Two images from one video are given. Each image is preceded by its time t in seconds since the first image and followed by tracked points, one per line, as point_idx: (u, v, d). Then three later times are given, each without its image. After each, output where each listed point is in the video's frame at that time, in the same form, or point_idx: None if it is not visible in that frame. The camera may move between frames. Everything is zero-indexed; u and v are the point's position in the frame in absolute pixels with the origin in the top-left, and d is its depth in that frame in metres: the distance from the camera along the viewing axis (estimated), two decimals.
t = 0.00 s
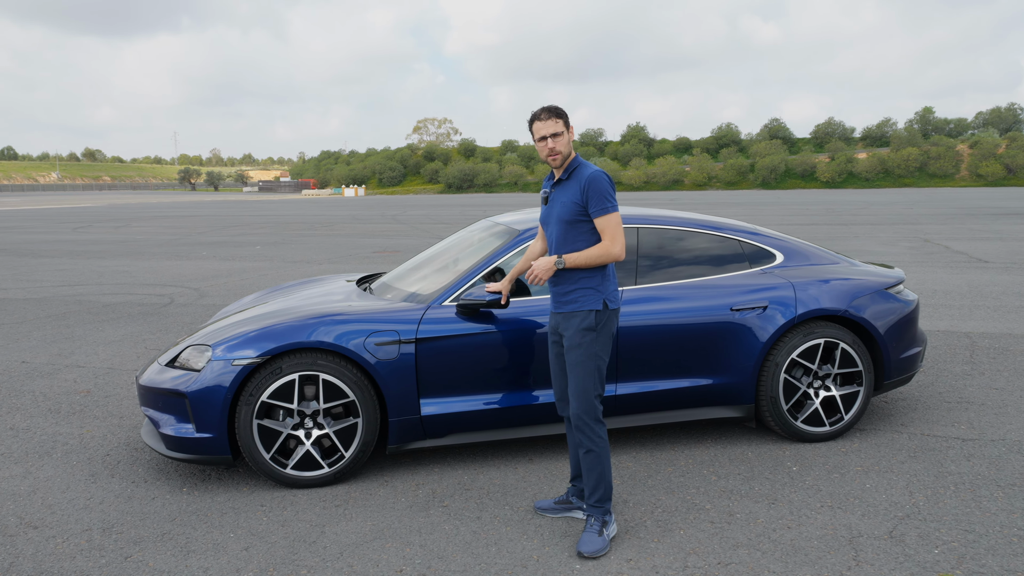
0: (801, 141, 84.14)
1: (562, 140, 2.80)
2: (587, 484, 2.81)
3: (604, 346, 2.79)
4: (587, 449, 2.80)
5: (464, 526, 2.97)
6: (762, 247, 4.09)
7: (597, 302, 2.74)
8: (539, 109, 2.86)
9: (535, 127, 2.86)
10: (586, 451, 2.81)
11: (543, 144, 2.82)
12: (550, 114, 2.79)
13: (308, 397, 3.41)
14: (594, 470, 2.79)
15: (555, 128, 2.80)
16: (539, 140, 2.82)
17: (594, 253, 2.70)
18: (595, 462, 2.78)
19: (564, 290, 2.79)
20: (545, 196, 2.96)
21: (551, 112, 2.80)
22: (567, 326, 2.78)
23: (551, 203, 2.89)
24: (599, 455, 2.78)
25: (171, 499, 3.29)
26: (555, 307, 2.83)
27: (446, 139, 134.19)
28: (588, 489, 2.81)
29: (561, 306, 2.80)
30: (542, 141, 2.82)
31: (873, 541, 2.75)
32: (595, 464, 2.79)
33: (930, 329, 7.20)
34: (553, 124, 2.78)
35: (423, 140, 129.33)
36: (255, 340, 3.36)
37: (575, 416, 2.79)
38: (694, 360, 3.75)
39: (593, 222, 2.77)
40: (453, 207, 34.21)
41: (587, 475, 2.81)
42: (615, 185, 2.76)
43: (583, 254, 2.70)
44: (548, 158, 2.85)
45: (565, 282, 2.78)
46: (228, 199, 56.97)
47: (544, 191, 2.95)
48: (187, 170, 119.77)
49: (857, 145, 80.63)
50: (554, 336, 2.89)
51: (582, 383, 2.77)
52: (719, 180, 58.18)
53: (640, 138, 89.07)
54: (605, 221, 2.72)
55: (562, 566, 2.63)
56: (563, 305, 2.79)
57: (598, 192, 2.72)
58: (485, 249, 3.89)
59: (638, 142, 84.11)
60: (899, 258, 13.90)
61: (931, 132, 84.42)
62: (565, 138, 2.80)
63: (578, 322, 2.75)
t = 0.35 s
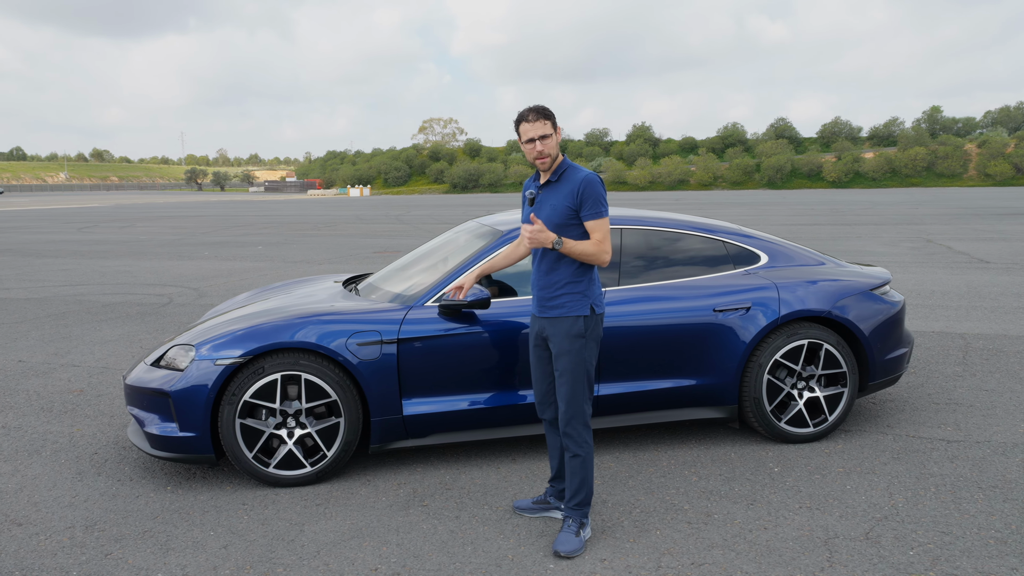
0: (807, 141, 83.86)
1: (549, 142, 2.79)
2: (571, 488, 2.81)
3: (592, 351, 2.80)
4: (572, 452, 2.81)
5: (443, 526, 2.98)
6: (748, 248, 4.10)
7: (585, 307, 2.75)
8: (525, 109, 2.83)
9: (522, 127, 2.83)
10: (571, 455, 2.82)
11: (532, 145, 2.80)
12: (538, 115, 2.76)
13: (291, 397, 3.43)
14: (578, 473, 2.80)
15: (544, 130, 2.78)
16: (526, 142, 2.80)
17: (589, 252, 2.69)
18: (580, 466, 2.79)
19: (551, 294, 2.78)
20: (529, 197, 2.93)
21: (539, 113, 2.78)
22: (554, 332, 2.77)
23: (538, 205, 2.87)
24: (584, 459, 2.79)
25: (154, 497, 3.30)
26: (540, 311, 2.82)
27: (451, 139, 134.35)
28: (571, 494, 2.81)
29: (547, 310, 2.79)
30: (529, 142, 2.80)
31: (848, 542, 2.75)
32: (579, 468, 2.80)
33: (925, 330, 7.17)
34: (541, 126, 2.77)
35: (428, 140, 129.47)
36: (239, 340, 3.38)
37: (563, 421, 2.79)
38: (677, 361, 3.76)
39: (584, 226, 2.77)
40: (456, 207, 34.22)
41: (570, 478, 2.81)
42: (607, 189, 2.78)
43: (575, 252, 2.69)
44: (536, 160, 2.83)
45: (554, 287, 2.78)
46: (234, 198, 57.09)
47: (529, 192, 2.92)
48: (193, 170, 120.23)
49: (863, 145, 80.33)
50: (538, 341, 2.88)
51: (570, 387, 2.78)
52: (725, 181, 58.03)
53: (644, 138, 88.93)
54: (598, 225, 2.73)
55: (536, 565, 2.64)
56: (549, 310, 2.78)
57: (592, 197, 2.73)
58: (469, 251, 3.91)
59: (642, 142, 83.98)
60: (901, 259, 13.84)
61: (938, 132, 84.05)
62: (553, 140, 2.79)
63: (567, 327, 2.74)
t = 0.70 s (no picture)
0: (831, 140, 82.81)
1: (561, 139, 2.65)
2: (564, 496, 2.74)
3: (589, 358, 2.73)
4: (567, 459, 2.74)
5: (432, 526, 2.99)
6: (748, 249, 4.07)
7: (586, 314, 2.66)
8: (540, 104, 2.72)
9: (534, 119, 2.69)
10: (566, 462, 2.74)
11: (543, 136, 2.65)
12: (557, 108, 2.66)
13: (285, 395, 3.46)
14: (573, 481, 2.72)
15: (560, 125, 2.66)
16: (539, 132, 2.65)
17: (595, 256, 2.54)
18: (575, 474, 2.72)
19: (549, 299, 2.67)
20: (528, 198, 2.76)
21: (557, 107, 2.68)
22: (553, 338, 2.67)
23: (539, 208, 2.71)
24: (580, 467, 2.71)
25: (151, 494, 3.34)
26: (536, 317, 2.70)
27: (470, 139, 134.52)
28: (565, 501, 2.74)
29: (544, 316, 2.68)
30: (541, 133, 2.65)
31: (839, 546, 2.71)
32: (574, 476, 2.72)
33: (939, 330, 7.03)
34: (558, 120, 2.65)
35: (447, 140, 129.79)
36: (234, 339, 3.41)
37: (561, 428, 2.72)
38: (673, 363, 3.73)
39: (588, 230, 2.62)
40: (474, 207, 34.27)
41: (564, 484, 2.74)
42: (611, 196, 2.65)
43: (582, 254, 2.53)
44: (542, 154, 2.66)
45: (554, 293, 2.66)
46: (256, 198, 57.65)
47: (529, 193, 2.75)
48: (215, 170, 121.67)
49: (889, 144, 79.14)
50: (529, 346, 2.76)
51: (569, 394, 2.70)
52: (747, 180, 57.46)
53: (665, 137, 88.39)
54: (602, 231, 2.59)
55: (521, 567, 2.63)
56: (548, 316, 2.67)
57: (598, 202, 2.59)
58: (465, 251, 3.92)
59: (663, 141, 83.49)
60: (922, 259, 13.61)
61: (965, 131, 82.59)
62: (565, 137, 2.66)
63: (568, 334, 2.65)
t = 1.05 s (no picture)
0: (866, 139, 81.21)
1: (579, 140, 2.54)
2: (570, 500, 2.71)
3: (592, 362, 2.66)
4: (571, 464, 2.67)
5: (437, 525, 3.02)
6: (762, 251, 4.03)
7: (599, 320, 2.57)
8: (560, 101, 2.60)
9: (552, 116, 2.56)
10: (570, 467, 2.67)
11: (563, 135, 2.53)
12: (578, 109, 2.55)
13: (297, 394, 3.52)
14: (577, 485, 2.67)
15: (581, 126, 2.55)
16: (558, 130, 2.53)
17: (615, 267, 2.49)
18: (580, 479, 2.66)
19: (562, 305, 2.53)
20: (540, 199, 2.58)
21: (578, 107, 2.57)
22: (564, 346, 2.54)
23: (554, 210, 2.55)
24: (586, 473, 2.66)
25: (166, 489, 3.42)
26: (545, 322, 2.55)
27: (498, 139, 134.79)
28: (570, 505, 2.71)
29: (555, 322, 2.54)
30: (561, 132, 2.53)
31: (846, 552, 2.69)
32: (579, 481, 2.67)
33: (968, 334, 6.85)
34: (578, 120, 2.54)
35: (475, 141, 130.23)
36: (248, 338, 3.48)
37: (568, 435, 2.62)
38: (684, 364, 3.70)
39: (603, 236, 2.55)
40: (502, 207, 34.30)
41: (569, 488, 2.69)
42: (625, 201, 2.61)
43: (606, 267, 2.48)
44: (559, 154, 2.52)
45: (569, 298, 2.53)
46: (287, 199, 58.47)
47: (541, 194, 2.57)
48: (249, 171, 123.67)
49: (927, 142, 77.38)
50: (532, 352, 2.61)
51: (578, 401, 2.60)
52: (781, 180, 56.55)
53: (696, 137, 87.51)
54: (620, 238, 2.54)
55: (522, 567, 2.65)
56: (561, 322, 2.52)
57: (618, 208, 2.53)
58: (477, 252, 3.93)
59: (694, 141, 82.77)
60: (957, 261, 13.27)
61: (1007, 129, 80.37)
62: (583, 139, 2.55)
63: (581, 341, 2.54)
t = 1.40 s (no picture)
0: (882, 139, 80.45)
1: (551, 142, 2.42)
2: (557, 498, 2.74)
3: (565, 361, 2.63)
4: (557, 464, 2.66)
5: (429, 519, 3.05)
6: (758, 250, 4.04)
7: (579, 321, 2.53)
8: (529, 100, 2.46)
9: (522, 118, 2.43)
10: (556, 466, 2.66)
11: (533, 138, 2.40)
12: (549, 109, 2.42)
13: (295, 390, 3.57)
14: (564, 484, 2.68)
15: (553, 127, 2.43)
16: (528, 134, 2.41)
17: (595, 269, 2.46)
18: (565, 477, 2.66)
19: (545, 310, 2.44)
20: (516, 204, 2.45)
21: (550, 107, 2.43)
22: (553, 348, 2.46)
23: (533, 214, 2.43)
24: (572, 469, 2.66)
25: (166, 483, 3.49)
26: (531, 327, 2.44)
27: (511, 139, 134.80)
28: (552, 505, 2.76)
29: (541, 327, 2.44)
30: (531, 135, 2.41)
31: (832, 550, 2.70)
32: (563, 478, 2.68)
33: (975, 334, 6.79)
34: (549, 121, 2.41)
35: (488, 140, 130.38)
36: (246, 335, 3.53)
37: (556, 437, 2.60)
38: (679, 363, 3.71)
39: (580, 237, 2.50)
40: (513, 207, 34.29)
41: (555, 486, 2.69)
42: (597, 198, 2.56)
43: (589, 270, 2.44)
44: (531, 157, 2.40)
45: (555, 301, 2.44)
46: (301, 198, 58.77)
47: (517, 198, 2.43)
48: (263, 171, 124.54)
49: (944, 142, 76.51)
50: (517, 358, 2.48)
51: (563, 403, 2.56)
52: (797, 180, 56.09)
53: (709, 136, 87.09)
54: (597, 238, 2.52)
55: (510, 562, 2.68)
56: (548, 326, 2.44)
57: (596, 208, 2.48)
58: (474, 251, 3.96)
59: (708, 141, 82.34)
60: (971, 262, 13.13)
61: None
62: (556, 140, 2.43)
63: (568, 342, 2.48)
